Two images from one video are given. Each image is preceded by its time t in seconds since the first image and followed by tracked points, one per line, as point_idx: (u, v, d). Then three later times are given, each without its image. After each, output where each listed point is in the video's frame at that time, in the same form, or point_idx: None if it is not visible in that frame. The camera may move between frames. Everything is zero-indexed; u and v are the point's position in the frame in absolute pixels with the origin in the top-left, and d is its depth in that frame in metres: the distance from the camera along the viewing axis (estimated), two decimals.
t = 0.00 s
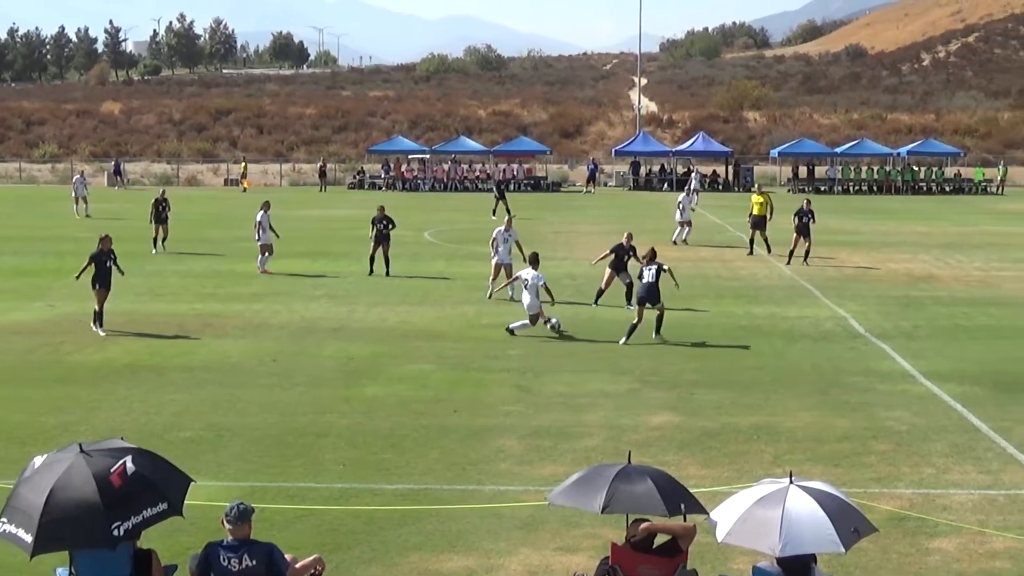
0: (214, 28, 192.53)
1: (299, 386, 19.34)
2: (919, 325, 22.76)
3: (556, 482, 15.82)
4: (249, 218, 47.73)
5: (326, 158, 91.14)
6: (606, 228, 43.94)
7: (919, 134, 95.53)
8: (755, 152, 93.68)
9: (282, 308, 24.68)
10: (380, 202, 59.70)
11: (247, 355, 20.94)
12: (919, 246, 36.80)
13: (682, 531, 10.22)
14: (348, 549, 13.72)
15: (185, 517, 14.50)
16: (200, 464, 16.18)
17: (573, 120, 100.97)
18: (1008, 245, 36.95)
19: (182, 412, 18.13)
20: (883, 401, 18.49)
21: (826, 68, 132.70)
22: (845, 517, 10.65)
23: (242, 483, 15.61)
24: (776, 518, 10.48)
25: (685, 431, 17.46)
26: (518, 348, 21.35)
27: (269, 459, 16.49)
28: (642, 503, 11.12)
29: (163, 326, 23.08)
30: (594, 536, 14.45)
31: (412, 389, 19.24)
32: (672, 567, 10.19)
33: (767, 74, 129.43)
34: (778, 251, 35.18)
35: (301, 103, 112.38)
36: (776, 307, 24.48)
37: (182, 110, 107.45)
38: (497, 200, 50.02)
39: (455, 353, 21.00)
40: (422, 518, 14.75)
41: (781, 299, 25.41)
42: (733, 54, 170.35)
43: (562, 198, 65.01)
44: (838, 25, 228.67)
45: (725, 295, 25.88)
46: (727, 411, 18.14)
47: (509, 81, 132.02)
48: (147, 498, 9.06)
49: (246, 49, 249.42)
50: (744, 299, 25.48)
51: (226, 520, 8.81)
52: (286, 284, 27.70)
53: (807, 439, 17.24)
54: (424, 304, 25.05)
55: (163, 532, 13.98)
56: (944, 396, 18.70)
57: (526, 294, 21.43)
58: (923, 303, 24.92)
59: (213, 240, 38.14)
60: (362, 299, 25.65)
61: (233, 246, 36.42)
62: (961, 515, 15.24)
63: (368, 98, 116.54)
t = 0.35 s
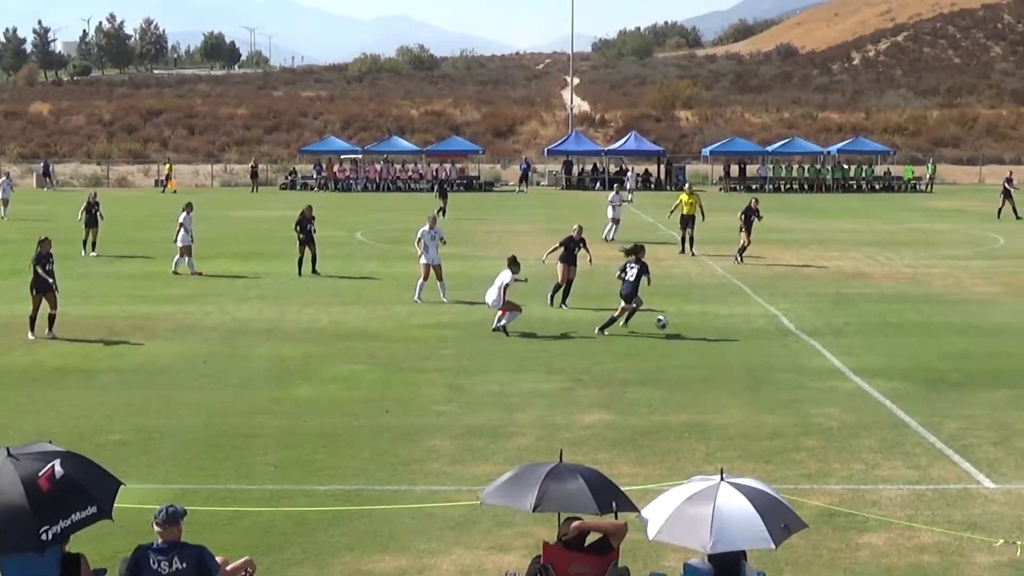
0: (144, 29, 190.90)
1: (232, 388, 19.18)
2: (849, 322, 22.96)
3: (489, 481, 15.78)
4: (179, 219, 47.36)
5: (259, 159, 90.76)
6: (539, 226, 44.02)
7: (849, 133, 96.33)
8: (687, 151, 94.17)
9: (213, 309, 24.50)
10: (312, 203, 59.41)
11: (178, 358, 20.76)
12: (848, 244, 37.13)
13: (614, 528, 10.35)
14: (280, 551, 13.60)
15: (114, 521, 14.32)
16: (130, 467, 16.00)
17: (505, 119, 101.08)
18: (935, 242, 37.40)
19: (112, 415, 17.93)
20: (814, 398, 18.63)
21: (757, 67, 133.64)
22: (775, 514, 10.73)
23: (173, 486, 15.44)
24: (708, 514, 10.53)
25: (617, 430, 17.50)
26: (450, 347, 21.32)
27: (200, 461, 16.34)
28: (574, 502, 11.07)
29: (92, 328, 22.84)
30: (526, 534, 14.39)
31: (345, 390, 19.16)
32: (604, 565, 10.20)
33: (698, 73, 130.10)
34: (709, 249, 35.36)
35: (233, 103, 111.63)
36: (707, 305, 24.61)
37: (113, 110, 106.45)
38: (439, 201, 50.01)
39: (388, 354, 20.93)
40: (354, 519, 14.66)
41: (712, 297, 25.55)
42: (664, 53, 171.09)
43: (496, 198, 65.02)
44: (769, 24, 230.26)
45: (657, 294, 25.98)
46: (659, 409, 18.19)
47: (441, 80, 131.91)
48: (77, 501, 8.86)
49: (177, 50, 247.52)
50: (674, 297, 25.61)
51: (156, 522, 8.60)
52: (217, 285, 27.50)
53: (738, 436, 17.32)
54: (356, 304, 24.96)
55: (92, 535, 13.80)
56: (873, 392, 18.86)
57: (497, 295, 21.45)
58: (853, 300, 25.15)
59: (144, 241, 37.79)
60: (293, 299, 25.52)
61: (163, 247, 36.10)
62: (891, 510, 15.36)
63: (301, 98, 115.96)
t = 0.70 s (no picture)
0: (35, 29, 187.26)
1: (128, 393, 18.88)
2: (748, 320, 23.23)
3: (389, 483, 15.67)
4: (72, 222, 46.54)
5: (156, 160, 89.75)
6: (440, 227, 44.01)
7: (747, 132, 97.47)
8: (587, 150, 94.74)
9: (108, 313, 24.12)
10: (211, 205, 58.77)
11: (74, 363, 20.40)
12: (746, 243, 37.62)
13: (514, 529, 10.53)
14: (178, 558, 13.38)
15: (8, 530, 13.99)
16: (24, 475, 15.65)
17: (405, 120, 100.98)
18: (829, 240, 38.11)
19: (5, 422, 17.53)
20: (713, 396, 18.79)
21: (656, 67, 135.10)
22: (675, 512, 10.76)
23: (68, 493, 15.13)
24: (610, 513, 10.56)
25: (519, 429, 17.52)
26: (351, 349, 21.20)
27: (95, 468, 16.03)
28: (475, 503, 11.05)
29: None
30: (427, 536, 14.31)
31: (245, 393, 18.98)
32: (504, 566, 10.41)
33: (598, 73, 130.77)
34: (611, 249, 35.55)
35: (129, 104, 109.91)
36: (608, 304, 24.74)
37: (5, 110, 104.31)
38: (350, 203, 49.85)
39: (288, 356, 20.76)
40: (255, 523, 14.48)
41: (611, 296, 25.71)
42: (564, 54, 171.74)
43: (399, 199, 64.84)
44: (668, 25, 232.26)
45: (559, 293, 26.11)
46: (559, 409, 18.25)
47: (341, 81, 131.37)
48: None
49: (70, 49, 243.16)
50: (574, 296, 25.76)
51: (48, 533, 8.50)
52: (113, 289, 27.07)
53: (639, 435, 17.42)
54: (257, 307, 24.71)
55: None
56: (772, 389, 19.09)
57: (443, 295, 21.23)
58: (752, 298, 25.47)
59: (35, 246, 37.08)
60: (192, 302, 25.21)
61: (57, 251, 35.46)
62: (790, 505, 15.52)
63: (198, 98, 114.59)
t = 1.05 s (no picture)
0: None
1: (20, 398, 18.41)
2: (648, 319, 23.39)
3: (289, 486, 15.45)
4: None
5: (50, 162, 87.92)
6: (340, 228, 43.77)
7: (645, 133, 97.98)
8: (487, 152, 94.71)
9: None
10: (105, 207, 57.66)
11: None
12: (645, 242, 37.90)
13: (416, 530, 10.07)
14: (72, 565, 13.05)
15: None
16: None
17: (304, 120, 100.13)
18: (727, 239, 38.59)
19: None
20: (613, 395, 18.86)
21: (555, 68, 134.86)
22: (576, 511, 10.69)
23: None
24: (509, 514, 10.43)
25: (420, 431, 17.42)
26: (249, 352, 20.91)
27: None
28: (373, 504, 10.84)
29: None
30: (327, 538, 14.10)
31: (141, 397, 18.63)
32: (405, 567, 10.02)
33: (497, 74, 130.51)
34: (511, 250, 35.65)
35: (18, 104, 107.37)
36: (508, 305, 24.74)
37: None
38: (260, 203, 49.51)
39: (185, 359, 20.42)
40: (152, 529, 14.19)
41: (511, 296, 25.72)
42: (464, 54, 171.18)
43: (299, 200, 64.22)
44: (567, 25, 232.59)
45: (459, 294, 26.06)
46: (460, 410, 18.19)
47: (238, 81, 129.85)
48: None
49: None
50: (474, 297, 25.74)
51: None
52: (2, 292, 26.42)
53: (540, 435, 17.43)
54: (152, 309, 24.28)
55: None
56: (672, 387, 19.20)
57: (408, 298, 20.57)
58: (650, 298, 25.64)
59: None
60: (86, 305, 24.69)
61: None
62: (689, 503, 15.60)
63: (92, 98, 112.34)
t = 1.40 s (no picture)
0: None
1: None
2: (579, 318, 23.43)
3: (219, 487, 15.27)
4: None
5: None
6: (269, 227, 43.46)
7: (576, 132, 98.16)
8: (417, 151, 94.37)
9: None
10: (30, 207, 56.74)
11: None
12: (575, 241, 37.99)
13: (347, 531, 9.89)
14: None
15: None
16: None
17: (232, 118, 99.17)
18: (658, 239, 38.81)
19: None
20: (545, 395, 18.84)
21: (485, 67, 134.24)
22: (508, 510, 10.63)
23: None
24: (441, 514, 10.34)
25: (351, 431, 17.31)
26: (178, 352, 20.67)
27: None
28: (304, 506, 10.71)
29: None
30: (258, 540, 13.93)
31: (67, 398, 18.34)
32: (337, 567, 9.85)
33: (428, 73, 129.87)
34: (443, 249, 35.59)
35: None
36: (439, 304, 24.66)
37: None
38: (198, 203, 48.61)
39: (112, 360, 20.15)
40: (78, 531, 13.95)
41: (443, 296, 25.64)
42: (394, 53, 170.29)
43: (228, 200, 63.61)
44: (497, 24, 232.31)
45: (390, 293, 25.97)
46: (392, 410, 18.09)
47: (164, 80, 128.22)
48: None
49: None
50: (409, 297, 25.60)
51: None
52: None
53: (472, 434, 17.38)
54: (79, 309, 23.94)
55: None
56: (604, 387, 19.22)
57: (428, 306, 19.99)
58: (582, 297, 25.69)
59: None
60: (11, 305, 24.32)
61: None
62: (621, 502, 15.62)
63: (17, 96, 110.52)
